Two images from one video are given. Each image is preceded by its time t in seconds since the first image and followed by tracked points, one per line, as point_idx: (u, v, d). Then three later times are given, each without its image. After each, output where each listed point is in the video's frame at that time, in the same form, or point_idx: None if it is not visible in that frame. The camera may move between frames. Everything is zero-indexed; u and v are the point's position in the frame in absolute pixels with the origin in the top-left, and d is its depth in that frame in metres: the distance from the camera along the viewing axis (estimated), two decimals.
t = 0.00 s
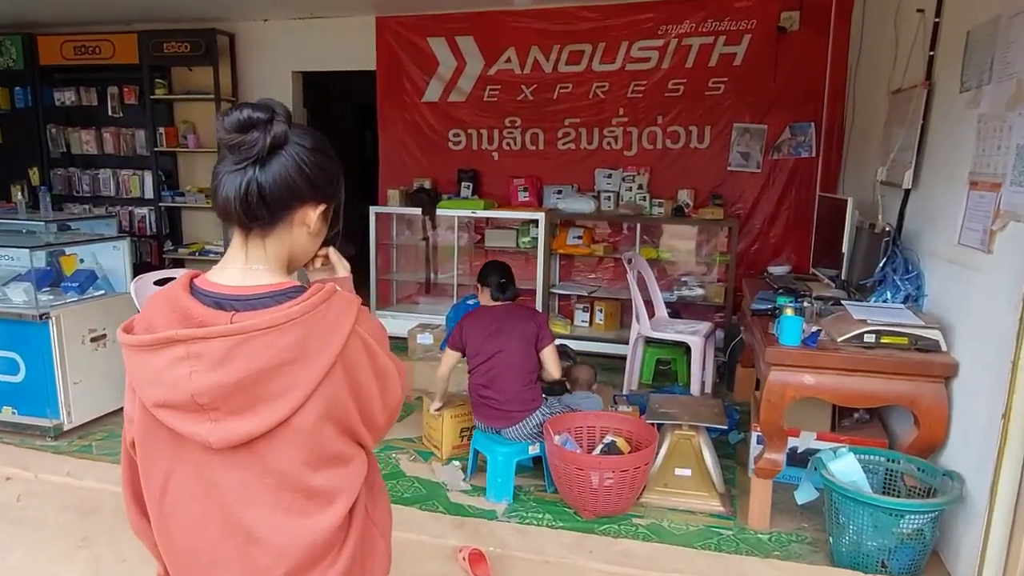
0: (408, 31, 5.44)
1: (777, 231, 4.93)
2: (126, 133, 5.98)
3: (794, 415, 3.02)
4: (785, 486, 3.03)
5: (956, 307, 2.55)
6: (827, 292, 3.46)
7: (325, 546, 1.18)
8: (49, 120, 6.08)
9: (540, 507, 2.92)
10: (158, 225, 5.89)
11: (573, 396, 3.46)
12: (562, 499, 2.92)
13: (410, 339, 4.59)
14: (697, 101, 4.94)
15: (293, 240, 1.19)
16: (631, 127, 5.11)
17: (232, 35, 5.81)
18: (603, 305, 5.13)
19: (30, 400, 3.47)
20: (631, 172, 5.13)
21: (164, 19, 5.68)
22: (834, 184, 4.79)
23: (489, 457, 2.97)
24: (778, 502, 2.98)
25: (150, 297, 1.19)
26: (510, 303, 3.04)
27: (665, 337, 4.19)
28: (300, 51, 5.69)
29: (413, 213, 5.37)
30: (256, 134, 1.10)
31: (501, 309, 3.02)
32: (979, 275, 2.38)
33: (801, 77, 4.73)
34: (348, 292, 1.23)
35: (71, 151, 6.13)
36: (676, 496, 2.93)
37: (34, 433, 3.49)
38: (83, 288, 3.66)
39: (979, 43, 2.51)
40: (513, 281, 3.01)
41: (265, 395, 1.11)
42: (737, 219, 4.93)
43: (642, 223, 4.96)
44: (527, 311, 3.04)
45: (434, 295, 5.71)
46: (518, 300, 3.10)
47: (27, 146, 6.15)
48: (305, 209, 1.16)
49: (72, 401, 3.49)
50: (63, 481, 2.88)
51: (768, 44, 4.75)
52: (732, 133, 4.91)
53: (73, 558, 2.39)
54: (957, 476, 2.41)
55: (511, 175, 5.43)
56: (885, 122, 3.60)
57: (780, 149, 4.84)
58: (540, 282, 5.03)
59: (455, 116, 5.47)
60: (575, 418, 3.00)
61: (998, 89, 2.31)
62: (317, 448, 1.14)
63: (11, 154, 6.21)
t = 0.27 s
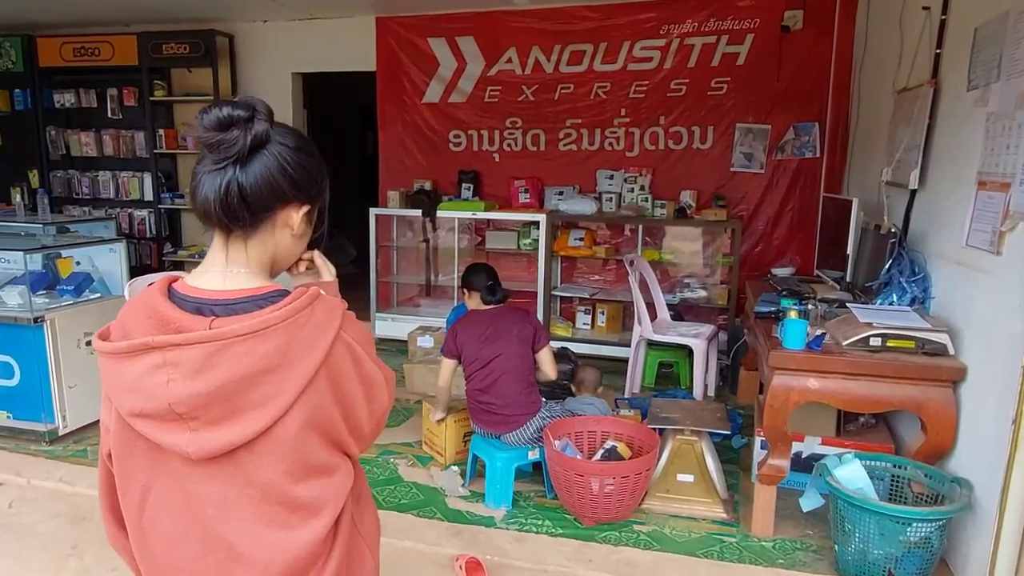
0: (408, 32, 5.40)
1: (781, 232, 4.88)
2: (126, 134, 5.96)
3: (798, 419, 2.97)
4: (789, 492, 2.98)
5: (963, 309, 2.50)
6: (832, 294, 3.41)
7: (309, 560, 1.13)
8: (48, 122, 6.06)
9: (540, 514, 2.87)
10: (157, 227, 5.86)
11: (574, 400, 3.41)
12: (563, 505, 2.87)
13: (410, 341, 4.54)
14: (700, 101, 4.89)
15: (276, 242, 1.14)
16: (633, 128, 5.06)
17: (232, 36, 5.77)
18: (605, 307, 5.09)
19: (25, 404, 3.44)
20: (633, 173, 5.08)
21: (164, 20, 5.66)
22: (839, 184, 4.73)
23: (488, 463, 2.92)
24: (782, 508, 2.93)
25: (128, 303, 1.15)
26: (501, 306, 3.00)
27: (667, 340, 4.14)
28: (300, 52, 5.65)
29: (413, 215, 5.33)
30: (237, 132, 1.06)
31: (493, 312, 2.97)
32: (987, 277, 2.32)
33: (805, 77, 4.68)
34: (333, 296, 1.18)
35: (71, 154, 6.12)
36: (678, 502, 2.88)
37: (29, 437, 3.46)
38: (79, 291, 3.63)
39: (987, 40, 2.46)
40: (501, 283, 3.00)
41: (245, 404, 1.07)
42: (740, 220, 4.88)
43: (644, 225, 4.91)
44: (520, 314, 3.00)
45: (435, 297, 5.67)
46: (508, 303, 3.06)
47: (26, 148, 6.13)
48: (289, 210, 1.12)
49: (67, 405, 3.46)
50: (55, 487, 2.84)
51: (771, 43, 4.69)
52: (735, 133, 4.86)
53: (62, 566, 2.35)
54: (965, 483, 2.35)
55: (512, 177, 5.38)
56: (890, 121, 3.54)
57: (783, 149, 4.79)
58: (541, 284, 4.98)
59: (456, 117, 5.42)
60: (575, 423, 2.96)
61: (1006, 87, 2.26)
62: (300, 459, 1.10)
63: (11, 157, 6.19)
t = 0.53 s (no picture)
0: (409, 33, 5.37)
1: (786, 232, 4.82)
2: (128, 137, 5.94)
3: (804, 423, 2.91)
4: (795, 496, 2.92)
5: (972, 310, 2.45)
6: (838, 296, 3.35)
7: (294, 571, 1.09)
8: (51, 125, 6.05)
9: (540, 519, 2.82)
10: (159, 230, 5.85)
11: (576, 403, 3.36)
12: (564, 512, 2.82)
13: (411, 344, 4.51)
14: (703, 100, 4.84)
15: (257, 245, 1.11)
16: (636, 128, 5.02)
17: (233, 38, 5.75)
18: (608, 309, 5.04)
19: (23, 409, 3.42)
20: (636, 173, 5.03)
21: (164, 22, 5.64)
22: (845, 184, 4.68)
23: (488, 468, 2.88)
24: (788, 513, 2.88)
25: (105, 309, 1.11)
26: (499, 309, 2.96)
27: (671, 342, 4.09)
28: (301, 53, 5.63)
29: (415, 216, 5.29)
30: (215, 132, 1.03)
31: (492, 315, 2.92)
32: (996, 277, 2.27)
33: (810, 76, 4.62)
34: (316, 299, 1.15)
35: (73, 156, 6.11)
36: (681, 507, 2.83)
37: (26, 442, 3.43)
38: (78, 294, 3.60)
39: (995, 35, 2.40)
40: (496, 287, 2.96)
41: (226, 411, 1.03)
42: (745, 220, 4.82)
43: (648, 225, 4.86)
44: (518, 317, 2.96)
45: (438, 299, 5.63)
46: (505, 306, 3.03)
47: (28, 151, 6.13)
48: (270, 212, 1.09)
49: (65, 409, 3.44)
50: (51, 493, 2.81)
51: (775, 41, 4.64)
52: (739, 132, 4.81)
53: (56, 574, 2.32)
54: (973, 487, 2.29)
55: (515, 178, 5.34)
56: (897, 119, 3.49)
57: (788, 148, 4.73)
58: (544, 285, 4.94)
59: (458, 117, 5.39)
60: (574, 427, 2.91)
61: (1015, 82, 2.21)
62: (283, 467, 1.06)
63: (13, 160, 6.19)
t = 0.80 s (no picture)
0: (412, 31, 5.34)
1: (792, 231, 4.77)
2: (131, 137, 5.93)
3: (812, 425, 2.87)
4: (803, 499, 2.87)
5: (983, 310, 2.40)
6: (845, 295, 3.30)
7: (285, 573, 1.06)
8: (55, 125, 6.05)
9: (543, 523, 2.78)
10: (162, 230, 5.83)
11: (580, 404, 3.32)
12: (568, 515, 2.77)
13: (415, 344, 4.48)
14: (709, 98, 4.79)
15: (243, 243, 1.07)
16: (642, 125, 4.97)
17: (236, 38, 5.73)
18: (613, 309, 5.00)
19: (24, 410, 3.40)
20: (642, 172, 4.98)
21: (167, 22, 5.62)
22: (852, 182, 4.63)
23: (490, 470, 2.84)
24: (796, 517, 2.83)
25: (86, 309, 1.07)
26: (504, 310, 2.91)
27: (676, 342, 4.04)
28: (304, 52, 5.60)
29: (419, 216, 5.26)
30: (200, 128, 1.00)
31: (496, 315, 2.88)
32: (1007, 276, 2.22)
33: (816, 72, 4.57)
34: (302, 298, 1.11)
35: (77, 157, 6.10)
36: (685, 509, 2.79)
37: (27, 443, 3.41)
38: (80, 294, 3.57)
39: (1007, 28, 2.35)
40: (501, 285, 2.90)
41: (215, 410, 1.00)
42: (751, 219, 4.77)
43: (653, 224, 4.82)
44: (523, 318, 2.91)
45: (442, 299, 5.59)
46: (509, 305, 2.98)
47: (32, 151, 6.12)
48: (256, 209, 1.05)
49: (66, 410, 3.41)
50: (50, 495, 2.79)
51: (781, 38, 4.59)
52: (745, 130, 4.75)
53: None
54: (985, 491, 2.24)
55: (519, 176, 5.30)
56: (905, 116, 3.43)
57: (795, 146, 4.68)
58: (549, 285, 4.90)
59: (461, 116, 5.35)
60: (578, 429, 2.86)
61: None
62: (273, 466, 1.03)
63: (17, 161, 6.18)
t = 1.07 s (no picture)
0: (415, 29, 5.32)
1: (797, 229, 4.73)
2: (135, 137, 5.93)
3: (817, 425, 2.83)
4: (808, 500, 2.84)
5: (990, 308, 2.37)
6: (851, 294, 3.27)
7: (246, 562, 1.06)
8: (59, 125, 6.05)
9: (545, 523, 2.76)
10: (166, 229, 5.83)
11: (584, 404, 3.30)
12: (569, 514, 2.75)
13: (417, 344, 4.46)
14: (713, 95, 4.76)
15: (208, 234, 1.08)
16: (645, 123, 4.94)
17: (239, 37, 5.72)
18: (617, 308, 4.97)
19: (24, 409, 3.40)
20: (646, 170, 4.94)
21: (171, 21, 5.62)
22: (858, 180, 4.60)
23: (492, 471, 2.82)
24: (799, 518, 2.80)
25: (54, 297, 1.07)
26: (507, 309, 2.89)
27: (680, 341, 4.01)
28: (306, 51, 5.59)
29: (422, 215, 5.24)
30: (162, 119, 1.00)
31: (499, 314, 2.86)
32: (1015, 274, 2.19)
33: (822, 70, 4.53)
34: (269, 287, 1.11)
35: (81, 156, 6.09)
36: (687, 510, 2.77)
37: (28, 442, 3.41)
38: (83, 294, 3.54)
39: (1014, 22, 2.32)
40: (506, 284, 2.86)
41: (176, 397, 0.99)
42: (756, 217, 4.74)
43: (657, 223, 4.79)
44: (527, 317, 2.88)
45: (445, 298, 5.57)
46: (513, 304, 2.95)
47: (36, 151, 6.13)
48: (221, 200, 1.06)
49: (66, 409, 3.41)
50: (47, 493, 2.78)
51: (786, 35, 4.56)
52: (750, 128, 4.72)
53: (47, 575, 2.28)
54: (993, 492, 2.20)
55: (522, 175, 5.28)
56: (911, 112, 3.39)
57: (800, 144, 4.64)
58: (551, 284, 4.88)
59: (464, 114, 5.33)
60: (581, 428, 2.84)
61: None
62: (237, 456, 1.02)
63: (22, 160, 6.19)
